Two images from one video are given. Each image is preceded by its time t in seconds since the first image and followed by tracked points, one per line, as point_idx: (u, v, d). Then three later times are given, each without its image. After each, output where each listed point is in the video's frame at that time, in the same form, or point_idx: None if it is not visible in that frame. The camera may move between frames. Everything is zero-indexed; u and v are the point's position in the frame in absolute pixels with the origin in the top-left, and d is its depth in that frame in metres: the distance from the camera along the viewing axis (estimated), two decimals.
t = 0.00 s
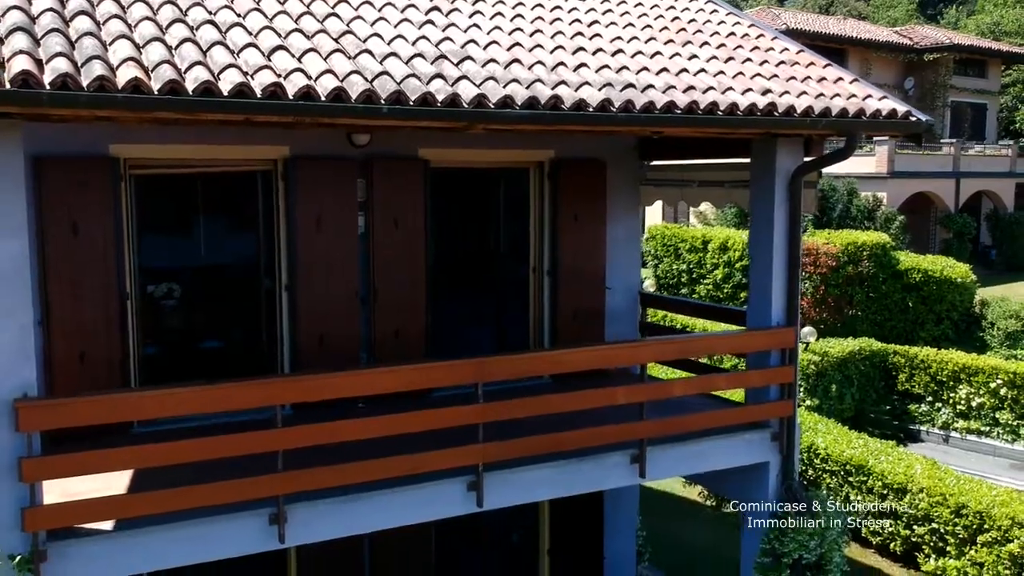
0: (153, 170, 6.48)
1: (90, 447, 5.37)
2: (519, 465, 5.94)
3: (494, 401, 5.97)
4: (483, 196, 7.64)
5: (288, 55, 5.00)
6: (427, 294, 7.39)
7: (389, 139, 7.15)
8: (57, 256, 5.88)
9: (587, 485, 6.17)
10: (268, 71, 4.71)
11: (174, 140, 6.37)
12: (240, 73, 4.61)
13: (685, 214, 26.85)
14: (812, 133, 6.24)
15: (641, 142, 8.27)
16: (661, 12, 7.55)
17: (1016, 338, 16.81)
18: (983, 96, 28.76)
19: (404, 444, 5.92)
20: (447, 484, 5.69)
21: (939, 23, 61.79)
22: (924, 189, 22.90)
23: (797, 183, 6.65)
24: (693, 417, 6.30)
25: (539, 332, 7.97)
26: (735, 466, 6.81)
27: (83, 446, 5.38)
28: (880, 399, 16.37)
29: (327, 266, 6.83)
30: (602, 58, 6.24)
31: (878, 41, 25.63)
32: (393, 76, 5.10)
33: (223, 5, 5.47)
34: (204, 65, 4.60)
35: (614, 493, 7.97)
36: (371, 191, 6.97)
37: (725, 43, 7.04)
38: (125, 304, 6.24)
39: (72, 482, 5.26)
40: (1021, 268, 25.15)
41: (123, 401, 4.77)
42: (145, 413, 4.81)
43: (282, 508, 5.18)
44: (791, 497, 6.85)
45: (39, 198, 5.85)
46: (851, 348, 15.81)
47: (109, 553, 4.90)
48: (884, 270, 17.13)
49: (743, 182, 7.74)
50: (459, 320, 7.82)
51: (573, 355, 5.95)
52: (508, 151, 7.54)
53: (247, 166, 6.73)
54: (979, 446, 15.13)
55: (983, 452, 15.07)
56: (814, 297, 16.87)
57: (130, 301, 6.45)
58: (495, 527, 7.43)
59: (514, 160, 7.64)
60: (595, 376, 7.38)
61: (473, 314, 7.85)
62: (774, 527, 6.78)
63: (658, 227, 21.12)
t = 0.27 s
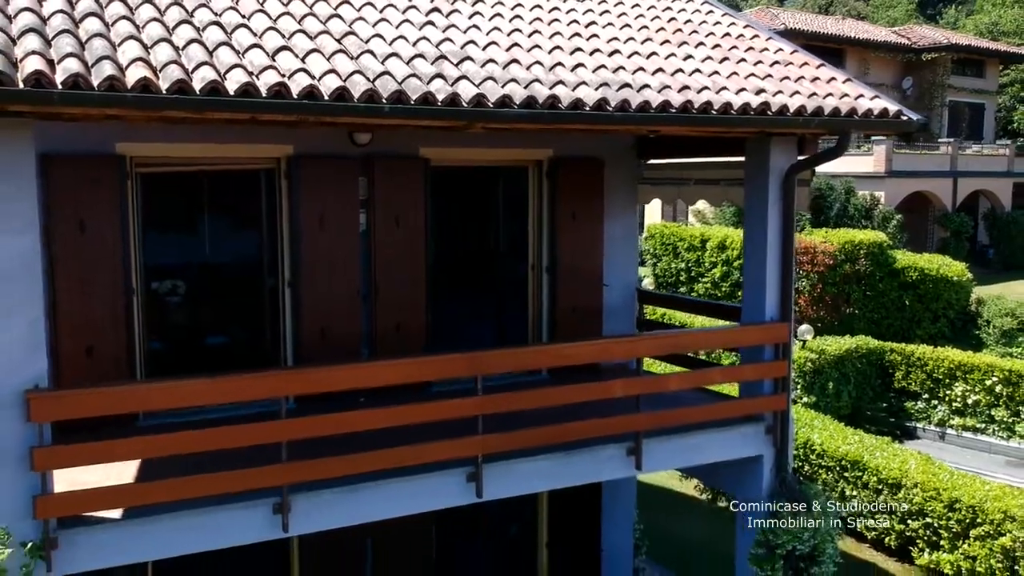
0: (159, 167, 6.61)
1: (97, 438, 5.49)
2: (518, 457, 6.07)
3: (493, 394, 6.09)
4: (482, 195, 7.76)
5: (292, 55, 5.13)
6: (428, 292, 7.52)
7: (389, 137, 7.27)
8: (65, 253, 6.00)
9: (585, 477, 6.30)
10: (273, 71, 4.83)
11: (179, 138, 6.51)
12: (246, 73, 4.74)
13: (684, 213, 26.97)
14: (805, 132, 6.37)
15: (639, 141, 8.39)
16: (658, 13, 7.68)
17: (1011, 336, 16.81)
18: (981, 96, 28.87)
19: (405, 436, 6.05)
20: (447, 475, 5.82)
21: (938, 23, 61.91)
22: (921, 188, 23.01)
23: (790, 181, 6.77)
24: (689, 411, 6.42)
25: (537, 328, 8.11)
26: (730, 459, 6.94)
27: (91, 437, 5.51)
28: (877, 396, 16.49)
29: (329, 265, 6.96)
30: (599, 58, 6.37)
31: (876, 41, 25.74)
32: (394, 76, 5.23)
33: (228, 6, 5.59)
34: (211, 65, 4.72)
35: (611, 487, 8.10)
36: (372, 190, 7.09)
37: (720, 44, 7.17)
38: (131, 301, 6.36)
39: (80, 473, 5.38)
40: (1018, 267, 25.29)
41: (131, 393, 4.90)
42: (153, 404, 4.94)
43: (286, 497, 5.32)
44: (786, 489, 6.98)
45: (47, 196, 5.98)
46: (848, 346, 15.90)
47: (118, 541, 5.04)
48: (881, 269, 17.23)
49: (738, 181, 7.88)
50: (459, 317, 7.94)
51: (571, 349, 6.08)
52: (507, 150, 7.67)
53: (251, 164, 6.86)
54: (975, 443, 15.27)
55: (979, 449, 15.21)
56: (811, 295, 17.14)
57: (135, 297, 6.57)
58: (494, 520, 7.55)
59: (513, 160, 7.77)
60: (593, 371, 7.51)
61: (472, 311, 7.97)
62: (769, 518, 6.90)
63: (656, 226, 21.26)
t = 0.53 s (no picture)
0: (168, 166, 6.82)
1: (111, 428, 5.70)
2: (517, 447, 6.28)
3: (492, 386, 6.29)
4: (482, 192, 7.97)
5: (298, 58, 5.33)
6: (429, 289, 7.72)
7: (392, 137, 7.46)
8: (77, 249, 6.21)
9: (582, 466, 6.51)
10: (281, 74, 5.04)
11: (188, 138, 6.71)
12: (256, 76, 4.94)
13: (682, 212, 27.17)
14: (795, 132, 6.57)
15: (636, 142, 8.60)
16: (654, 16, 7.88)
17: (1004, 333, 17.18)
18: (978, 96, 29.06)
19: (407, 425, 6.25)
20: (448, 463, 6.03)
21: (937, 23, 62.10)
22: (917, 187, 23.18)
23: (782, 180, 6.97)
24: (683, 402, 6.63)
25: (536, 324, 8.31)
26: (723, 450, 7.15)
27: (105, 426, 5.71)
28: (872, 392, 16.58)
29: (333, 261, 7.16)
30: (595, 61, 6.57)
31: (873, 41, 25.90)
32: (397, 78, 5.43)
33: (237, 10, 5.79)
34: (222, 68, 4.93)
35: (609, 480, 8.32)
36: (375, 188, 7.29)
37: (714, 46, 7.36)
38: (141, 295, 6.56)
39: (95, 460, 5.60)
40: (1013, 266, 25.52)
41: (145, 383, 5.10)
42: (166, 393, 5.15)
43: (294, 484, 5.53)
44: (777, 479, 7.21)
45: (60, 194, 6.19)
46: (843, 343, 16.09)
47: (133, 523, 5.26)
48: (876, 266, 17.42)
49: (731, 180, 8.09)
50: (459, 313, 8.12)
51: (568, 342, 6.28)
52: (507, 149, 7.87)
53: (258, 163, 7.07)
54: (969, 438, 15.50)
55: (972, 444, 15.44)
56: (807, 292, 17.19)
57: (146, 292, 6.77)
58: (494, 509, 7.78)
59: (512, 159, 7.98)
60: (590, 364, 7.72)
61: (473, 307, 8.15)
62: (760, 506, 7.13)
63: (655, 225, 21.45)
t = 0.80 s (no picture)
0: (180, 164, 7.09)
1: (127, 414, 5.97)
2: (515, 433, 6.56)
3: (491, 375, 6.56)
4: (482, 190, 8.23)
5: (308, 62, 5.60)
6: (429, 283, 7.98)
7: (394, 137, 7.73)
8: (92, 244, 6.47)
9: (577, 452, 6.79)
10: (291, 77, 5.31)
11: (199, 138, 6.97)
12: (267, 79, 5.21)
13: (680, 210, 27.44)
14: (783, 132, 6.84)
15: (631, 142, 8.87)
16: (647, 20, 8.14)
17: (995, 330, 17.31)
18: (973, 95, 29.33)
19: (410, 413, 6.53)
20: (450, 449, 6.30)
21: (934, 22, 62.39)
22: (912, 186, 23.43)
23: (771, 178, 7.23)
24: (674, 392, 6.90)
25: (534, 318, 8.57)
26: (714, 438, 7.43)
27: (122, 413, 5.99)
28: (866, 387, 16.86)
29: (338, 257, 7.43)
30: (590, 64, 6.84)
31: (869, 42, 26.15)
32: (401, 81, 5.70)
33: (247, 16, 6.05)
34: (235, 72, 5.20)
35: (603, 473, 8.58)
36: (378, 186, 7.56)
37: (705, 49, 7.63)
38: (153, 288, 6.83)
39: (112, 445, 5.87)
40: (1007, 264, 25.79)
41: (161, 370, 5.37)
42: (181, 380, 5.42)
43: (302, 467, 5.82)
44: (766, 466, 7.50)
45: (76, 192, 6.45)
46: (838, 339, 16.34)
47: (152, 502, 5.56)
48: (870, 264, 17.67)
49: (721, 177, 8.37)
50: (459, 308, 8.38)
51: (564, 334, 6.55)
52: (505, 149, 8.13)
53: (266, 162, 7.34)
54: (961, 433, 15.77)
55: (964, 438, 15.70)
56: (803, 291, 17.55)
57: (157, 285, 7.04)
58: (492, 497, 8.07)
59: (510, 158, 8.25)
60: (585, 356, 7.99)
61: (472, 302, 8.41)
62: (749, 492, 7.43)
63: (652, 223, 21.73)
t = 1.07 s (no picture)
0: (194, 163, 7.40)
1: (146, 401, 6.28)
2: (514, 420, 6.88)
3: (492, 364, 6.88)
4: (483, 188, 8.55)
5: (319, 65, 5.92)
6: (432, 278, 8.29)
7: (398, 137, 8.02)
8: (110, 238, 6.78)
9: (574, 438, 7.10)
10: (304, 81, 5.63)
11: (212, 138, 7.27)
12: (281, 82, 5.53)
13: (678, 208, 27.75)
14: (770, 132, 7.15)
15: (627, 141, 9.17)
16: (643, 24, 8.45)
17: (987, 326, 17.53)
18: (968, 96, 29.64)
19: (414, 401, 6.84)
20: (452, 434, 6.62)
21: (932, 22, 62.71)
22: (906, 185, 23.74)
23: (760, 177, 7.54)
24: (667, 380, 7.21)
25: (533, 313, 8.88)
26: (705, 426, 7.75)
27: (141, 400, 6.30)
28: (859, 382, 17.21)
29: (344, 252, 7.75)
30: (586, 67, 7.14)
31: (865, 42, 26.43)
32: (407, 83, 6.01)
33: (260, 21, 6.36)
34: (251, 75, 5.51)
35: (602, 462, 8.93)
36: (383, 185, 7.87)
37: (697, 53, 7.94)
38: (168, 281, 7.15)
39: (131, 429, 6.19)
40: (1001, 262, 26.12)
41: (180, 357, 5.69)
42: (200, 366, 5.75)
43: (312, 451, 6.14)
44: (756, 454, 7.81)
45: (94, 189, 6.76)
46: (832, 335, 16.65)
47: (171, 482, 5.88)
48: (864, 261, 17.98)
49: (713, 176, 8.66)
50: (460, 302, 8.68)
51: (561, 325, 6.86)
52: (506, 149, 8.44)
53: (275, 161, 7.65)
54: (952, 427, 16.07)
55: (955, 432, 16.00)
56: (796, 287, 17.71)
57: (172, 279, 7.36)
58: (492, 484, 8.40)
59: (510, 157, 8.56)
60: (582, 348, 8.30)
61: (473, 297, 8.72)
62: (739, 478, 7.76)
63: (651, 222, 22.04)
